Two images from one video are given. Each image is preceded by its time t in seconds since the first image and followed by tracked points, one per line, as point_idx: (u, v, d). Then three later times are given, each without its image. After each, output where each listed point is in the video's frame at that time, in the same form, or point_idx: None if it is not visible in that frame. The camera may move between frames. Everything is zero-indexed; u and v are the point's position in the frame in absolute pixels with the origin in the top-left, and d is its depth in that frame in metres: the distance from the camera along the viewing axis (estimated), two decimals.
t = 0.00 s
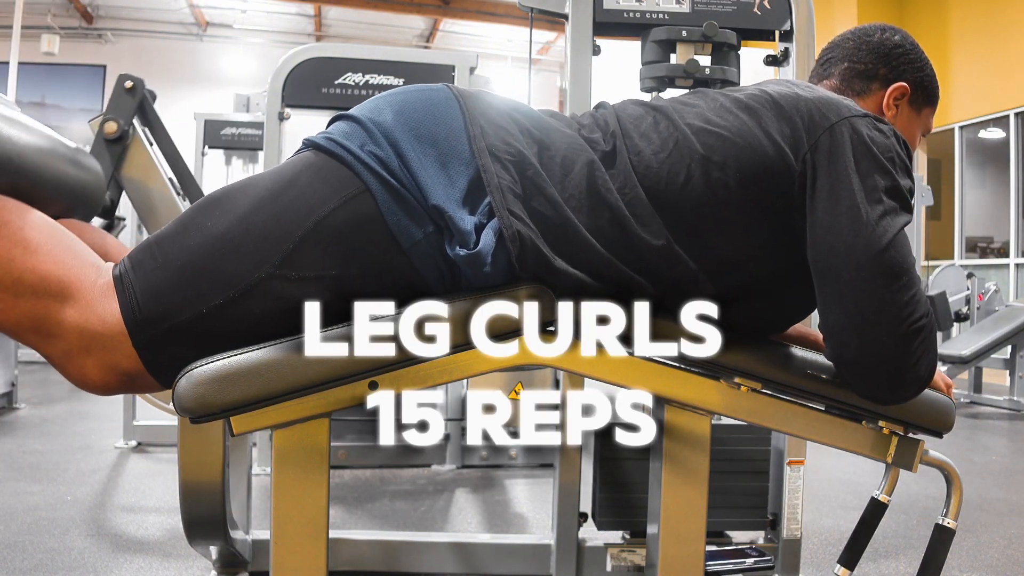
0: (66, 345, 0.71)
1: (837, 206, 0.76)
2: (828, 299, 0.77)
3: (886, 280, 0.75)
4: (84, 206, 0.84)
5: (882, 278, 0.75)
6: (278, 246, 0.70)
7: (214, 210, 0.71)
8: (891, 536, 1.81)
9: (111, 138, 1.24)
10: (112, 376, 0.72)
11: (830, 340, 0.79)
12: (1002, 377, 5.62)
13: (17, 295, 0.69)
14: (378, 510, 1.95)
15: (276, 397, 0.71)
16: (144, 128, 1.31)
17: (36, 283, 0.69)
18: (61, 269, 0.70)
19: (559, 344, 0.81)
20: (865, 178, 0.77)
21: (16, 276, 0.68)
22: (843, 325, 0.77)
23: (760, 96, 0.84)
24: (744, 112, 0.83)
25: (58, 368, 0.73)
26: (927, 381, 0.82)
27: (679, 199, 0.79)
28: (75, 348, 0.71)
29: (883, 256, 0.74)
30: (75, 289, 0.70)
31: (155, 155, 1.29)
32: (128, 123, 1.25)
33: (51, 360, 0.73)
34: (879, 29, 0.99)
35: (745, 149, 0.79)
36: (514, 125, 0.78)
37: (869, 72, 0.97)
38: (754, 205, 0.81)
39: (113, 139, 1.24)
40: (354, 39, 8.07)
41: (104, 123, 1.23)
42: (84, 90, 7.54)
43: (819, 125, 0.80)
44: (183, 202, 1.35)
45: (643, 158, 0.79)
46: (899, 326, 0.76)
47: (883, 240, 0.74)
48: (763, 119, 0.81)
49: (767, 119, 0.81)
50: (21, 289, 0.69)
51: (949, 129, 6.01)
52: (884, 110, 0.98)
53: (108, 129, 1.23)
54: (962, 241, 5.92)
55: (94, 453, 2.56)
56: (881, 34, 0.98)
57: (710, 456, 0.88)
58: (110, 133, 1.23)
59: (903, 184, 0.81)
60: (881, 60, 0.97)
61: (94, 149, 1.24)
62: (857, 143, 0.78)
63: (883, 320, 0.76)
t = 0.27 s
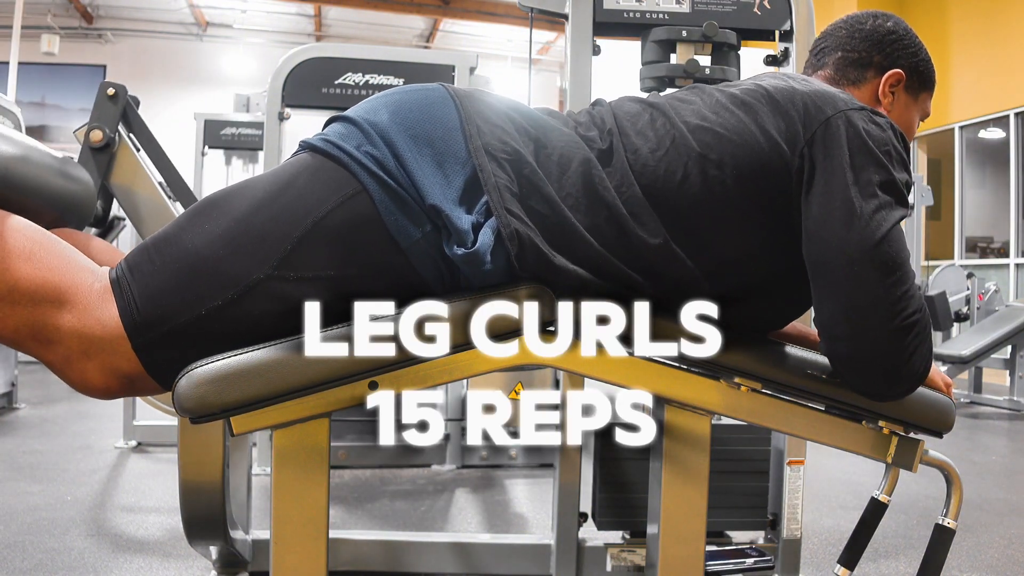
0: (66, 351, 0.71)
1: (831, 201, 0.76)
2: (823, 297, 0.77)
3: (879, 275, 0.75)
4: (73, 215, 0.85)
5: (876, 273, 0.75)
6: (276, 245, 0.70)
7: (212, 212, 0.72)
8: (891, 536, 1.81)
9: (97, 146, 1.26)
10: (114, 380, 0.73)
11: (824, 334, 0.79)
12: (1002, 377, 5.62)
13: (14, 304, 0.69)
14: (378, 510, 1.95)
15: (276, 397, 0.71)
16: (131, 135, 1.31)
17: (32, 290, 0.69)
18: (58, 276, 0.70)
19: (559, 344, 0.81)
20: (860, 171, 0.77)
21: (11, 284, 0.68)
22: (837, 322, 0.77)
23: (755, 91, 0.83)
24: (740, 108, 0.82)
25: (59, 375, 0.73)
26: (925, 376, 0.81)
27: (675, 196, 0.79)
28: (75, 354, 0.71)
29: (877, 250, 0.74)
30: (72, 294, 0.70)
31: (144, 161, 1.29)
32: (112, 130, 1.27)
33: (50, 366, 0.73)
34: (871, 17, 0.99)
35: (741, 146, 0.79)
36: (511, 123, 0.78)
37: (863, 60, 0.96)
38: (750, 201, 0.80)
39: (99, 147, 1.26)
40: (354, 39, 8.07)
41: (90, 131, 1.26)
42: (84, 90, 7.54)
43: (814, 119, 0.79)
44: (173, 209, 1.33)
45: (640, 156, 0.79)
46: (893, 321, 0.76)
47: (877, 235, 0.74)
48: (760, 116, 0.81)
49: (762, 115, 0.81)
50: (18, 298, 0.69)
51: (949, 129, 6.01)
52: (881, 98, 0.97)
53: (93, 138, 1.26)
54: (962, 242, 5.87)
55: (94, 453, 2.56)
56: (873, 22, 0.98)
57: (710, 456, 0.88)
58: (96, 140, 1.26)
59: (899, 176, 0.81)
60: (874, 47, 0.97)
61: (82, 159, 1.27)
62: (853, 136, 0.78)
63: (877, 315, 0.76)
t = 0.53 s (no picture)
0: (68, 352, 0.70)
1: (831, 202, 0.76)
2: (821, 296, 0.78)
3: (876, 275, 0.75)
4: (70, 221, 0.94)
5: (873, 274, 0.75)
6: (279, 249, 0.70)
7: (213, 214, 0.71)
8: (891, 536, 1.81)
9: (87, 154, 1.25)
10: (117, 379, 0.72)
11: (821, 332, 0.80)
12: (1002, 377, 5.62)
13: (14, 307, 0.68)
14: (378, 510, 1.95)
15: (276, 397, 0.71)
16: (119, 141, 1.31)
17: (32, 293, 0.68)
18: (57, 277, 0.69)
19: (559, 344, 0.81)
20: (859, 172, 0.77)
21: (10, 288, 0.67)
22: (835, 322, 0.78)
23: (756, 95, 0.83)
24: (743, 113, 0.82)
25: (62, 377, 0.73)
26: (922, 373, 0.82)
27: (681, 204, 0.79)
28: (78, 354, 0.70)
29: (875, 250, 0.75)
30: (72, 295, 0.70)
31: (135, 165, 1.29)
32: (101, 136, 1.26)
33: (51, 369, 0.73)
34: (865, 14, 0.99)
35: (746, 152, 0.79)
36: (516, 126, 0.78)
37: (858, 57, 0.96)
38: (754, 205, 0.80)
39: (89, 154, 1.25)
40: (354, 39, 8.07)
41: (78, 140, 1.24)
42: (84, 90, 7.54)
43: (816, 121, 0.79)
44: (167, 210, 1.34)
45: (646, 164, 0.79)
46: (891, 319, 0.77)
47: (875, 235, 0.75)
48: (763, 120, 0.81)
49: (765, 119, 0.81)
50: (18, 300, 0.68)
51: (949, 129, 6.01)
52: (877, 94, 0.97)
53: (84, 145, 1.25)
54: (962, 241, 5.89)
55: (94, 453, 2.56)
56: (867, 19, 0.98)
57: (710, 456, 0.88)
58: (85, 149, 1.25)
59: (899, 177, 0.81)
60: (868, 43, 0.97)
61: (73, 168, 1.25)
62: (854, 137, 0.78)
63: (873, 312, 0.76)
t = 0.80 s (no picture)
0: (68, 351, 0.70)
1: (825, 198, 0.77)
2: (813, 289, 0.78)
3: (870, 266, 0.75)
4: (70, 224, 0.96)
5: (867, 265, 0.75)
6: (280, 249, 0.70)
7: (215, 215, 0.71)
8: (891, 536, 1.81)
9: (83, 156, 1.25)
10: (118, 379, 0.72)
11: (814, 326, 0.79)
12: (1003, 377, 5.62)
13: (15, 307, 0.68)
14: (378, 510, 1.95)
15: (276, 397, 0.71)
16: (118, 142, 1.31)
17: (32, 293, 0.68)
18: (58, 277, 0.69)
19: (559, 344, 0.81)
20: (855, 172, 0.78)
21: (9, 288, 0.67)
22: (830, 314, 0.77)
23: (754, 102, 0.84)
24: (742, 121, 0.83)
25: (63, 377, 0.73)
26: (918, 371, 0.82)
27: (681, 207, 0.79)
28: (78, 354, 0.70)
29: (868, 242, 0.75)
30: (72, 293, 0.70)
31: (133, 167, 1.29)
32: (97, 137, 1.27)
33: (51, 369, 0.72)
34: (854, 18, 0.99)
35: (745, 157, 0.80)
36: (520, 128, 0.78)
37: (844, 60, 0.97)
38: (754, 207, 0.81)
39: (86, 156, 1.26)
40: (354, 39, 8.07)
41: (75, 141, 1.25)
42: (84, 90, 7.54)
43: (812, 126, 0.81)
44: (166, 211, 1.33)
45: (649, 169, 0.79)
46: (885, 311, 0.76)
47: (867, 228, 0.75)
48: (761, 127, 0.82)
49: (763, 126, 0.82)
50: (18, 300, 0.68)
51: (949, 129, 6.01)
52: (864, 96, 0.97)
53: (82, 147, 1.25)
54: (962, 242, 5.89)
55: (94, 453, 2.57)
56: (854, 23, 0.98)
57: (710, 457, 0.88)
58: (82, 150, 1.25)
59: (894, 180, 0.82)
60: (854, 46, 0.97)
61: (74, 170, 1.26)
62: (851, 140, 0.79)
63: (865, 304, 0.76)
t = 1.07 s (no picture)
0: (77, 353, 0.71)
1: (807, 177, 0.79)
2: (802, 263, 0.79)
3: (855, 235, 0.76)
4: (67, 229, 0.96)
5: (850, 235, 0.76)
6: (280, 244, 0.71)
7: (214, 207, 0.72)
8: (891, 536, 1.81)
9: (78, 160, 1.26)
10: (127, 377, 0.73)
11: (805, 300, 0.79)
12: (1003, 377, 5.62)
13: (20, 312, 0.68)
14: (378, 510, 1.95)
15: (276, 396, 0.70)
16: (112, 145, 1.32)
17: (34, 298, 0.68)
18: (59, 280, 0.69)
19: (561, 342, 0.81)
20: (835, 155, 0.81)
21: (11, 295, 0.67)
22: (816, 285, 0.78)
23: (739, 97, 0.87)
24: (729, 114, 0.85)
25: (74, 377, 0.73)
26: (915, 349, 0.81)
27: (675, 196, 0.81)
28: (87, 355, 0.71)
29: (851, 214, 0.77)
30: (75, 297, 0.70)
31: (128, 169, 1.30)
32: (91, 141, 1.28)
33: (64, 370, 0.73)
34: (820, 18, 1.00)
35: (737, 148, 0.82)
36: (516, 122, 0.78)
37: (815, 59, 0.97)
38: (747, 197, 0.82)
39: (81, 160, 1.26)
40: (354, 39, 8.07)
41: (70, 145, 1.26)
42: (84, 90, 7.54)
43: (793, 115, 0.84)
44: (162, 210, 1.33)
45: (643, 159, 0.81)
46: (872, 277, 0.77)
47: (850, 202, 0.78)
48: (748, 119, 0.84)
49: (750, 118, 0.84)
50: (23, 306, 0.68)
51: (949, 129, 6.01)
52: (836, 94, 0.98)
53: (76, 151, 1.26)
54: (962, 242, 5.89)
55: (94, 453, 2.56)
56: (822, 24, 0.99)
57: (710, 456, 0.88)
58: (76, 155, 1.26)
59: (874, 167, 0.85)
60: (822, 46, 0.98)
61: (70, 175, 1.27)
62: (831, 128, 0.82)
63: (853, 270, 0.76)
